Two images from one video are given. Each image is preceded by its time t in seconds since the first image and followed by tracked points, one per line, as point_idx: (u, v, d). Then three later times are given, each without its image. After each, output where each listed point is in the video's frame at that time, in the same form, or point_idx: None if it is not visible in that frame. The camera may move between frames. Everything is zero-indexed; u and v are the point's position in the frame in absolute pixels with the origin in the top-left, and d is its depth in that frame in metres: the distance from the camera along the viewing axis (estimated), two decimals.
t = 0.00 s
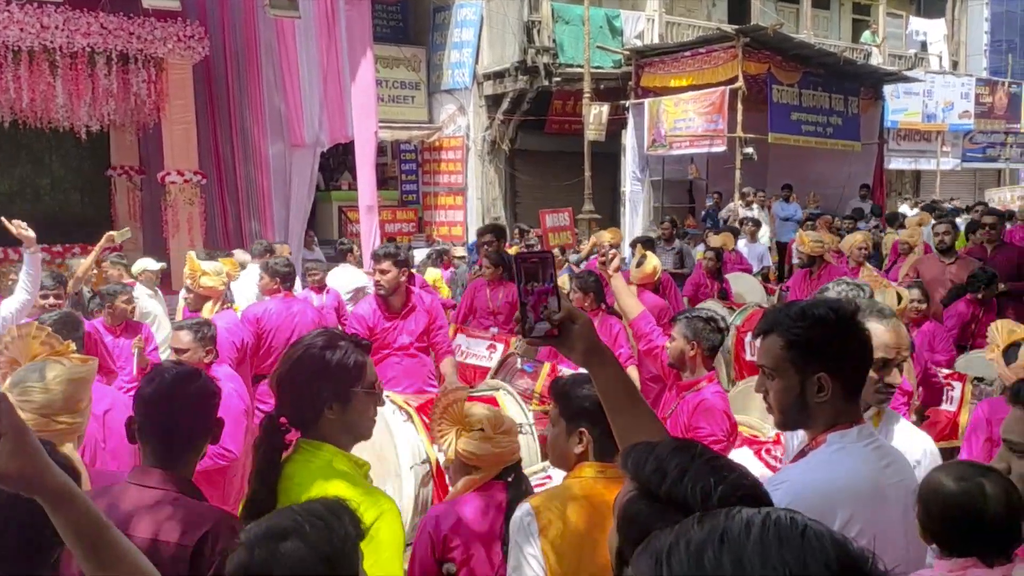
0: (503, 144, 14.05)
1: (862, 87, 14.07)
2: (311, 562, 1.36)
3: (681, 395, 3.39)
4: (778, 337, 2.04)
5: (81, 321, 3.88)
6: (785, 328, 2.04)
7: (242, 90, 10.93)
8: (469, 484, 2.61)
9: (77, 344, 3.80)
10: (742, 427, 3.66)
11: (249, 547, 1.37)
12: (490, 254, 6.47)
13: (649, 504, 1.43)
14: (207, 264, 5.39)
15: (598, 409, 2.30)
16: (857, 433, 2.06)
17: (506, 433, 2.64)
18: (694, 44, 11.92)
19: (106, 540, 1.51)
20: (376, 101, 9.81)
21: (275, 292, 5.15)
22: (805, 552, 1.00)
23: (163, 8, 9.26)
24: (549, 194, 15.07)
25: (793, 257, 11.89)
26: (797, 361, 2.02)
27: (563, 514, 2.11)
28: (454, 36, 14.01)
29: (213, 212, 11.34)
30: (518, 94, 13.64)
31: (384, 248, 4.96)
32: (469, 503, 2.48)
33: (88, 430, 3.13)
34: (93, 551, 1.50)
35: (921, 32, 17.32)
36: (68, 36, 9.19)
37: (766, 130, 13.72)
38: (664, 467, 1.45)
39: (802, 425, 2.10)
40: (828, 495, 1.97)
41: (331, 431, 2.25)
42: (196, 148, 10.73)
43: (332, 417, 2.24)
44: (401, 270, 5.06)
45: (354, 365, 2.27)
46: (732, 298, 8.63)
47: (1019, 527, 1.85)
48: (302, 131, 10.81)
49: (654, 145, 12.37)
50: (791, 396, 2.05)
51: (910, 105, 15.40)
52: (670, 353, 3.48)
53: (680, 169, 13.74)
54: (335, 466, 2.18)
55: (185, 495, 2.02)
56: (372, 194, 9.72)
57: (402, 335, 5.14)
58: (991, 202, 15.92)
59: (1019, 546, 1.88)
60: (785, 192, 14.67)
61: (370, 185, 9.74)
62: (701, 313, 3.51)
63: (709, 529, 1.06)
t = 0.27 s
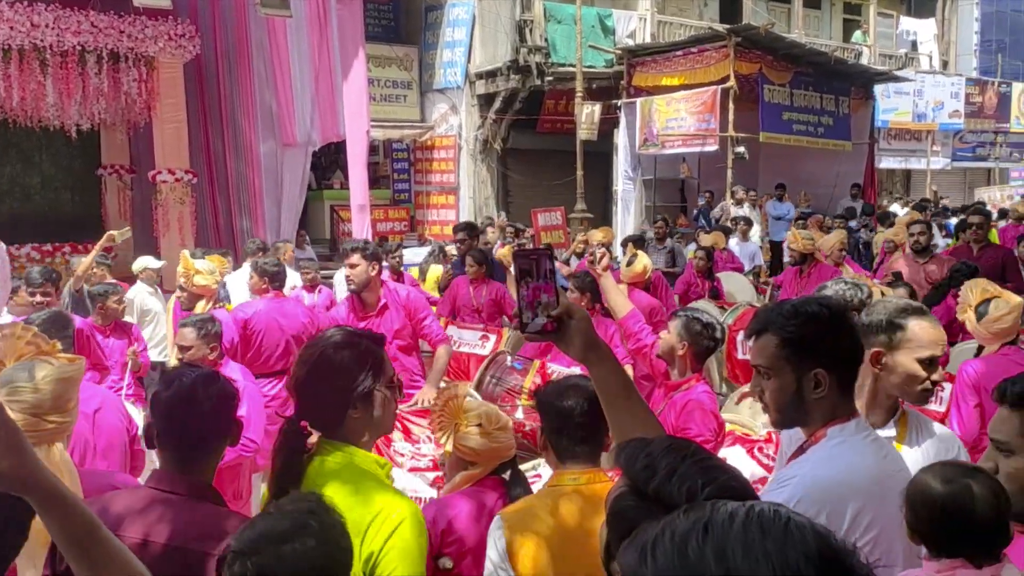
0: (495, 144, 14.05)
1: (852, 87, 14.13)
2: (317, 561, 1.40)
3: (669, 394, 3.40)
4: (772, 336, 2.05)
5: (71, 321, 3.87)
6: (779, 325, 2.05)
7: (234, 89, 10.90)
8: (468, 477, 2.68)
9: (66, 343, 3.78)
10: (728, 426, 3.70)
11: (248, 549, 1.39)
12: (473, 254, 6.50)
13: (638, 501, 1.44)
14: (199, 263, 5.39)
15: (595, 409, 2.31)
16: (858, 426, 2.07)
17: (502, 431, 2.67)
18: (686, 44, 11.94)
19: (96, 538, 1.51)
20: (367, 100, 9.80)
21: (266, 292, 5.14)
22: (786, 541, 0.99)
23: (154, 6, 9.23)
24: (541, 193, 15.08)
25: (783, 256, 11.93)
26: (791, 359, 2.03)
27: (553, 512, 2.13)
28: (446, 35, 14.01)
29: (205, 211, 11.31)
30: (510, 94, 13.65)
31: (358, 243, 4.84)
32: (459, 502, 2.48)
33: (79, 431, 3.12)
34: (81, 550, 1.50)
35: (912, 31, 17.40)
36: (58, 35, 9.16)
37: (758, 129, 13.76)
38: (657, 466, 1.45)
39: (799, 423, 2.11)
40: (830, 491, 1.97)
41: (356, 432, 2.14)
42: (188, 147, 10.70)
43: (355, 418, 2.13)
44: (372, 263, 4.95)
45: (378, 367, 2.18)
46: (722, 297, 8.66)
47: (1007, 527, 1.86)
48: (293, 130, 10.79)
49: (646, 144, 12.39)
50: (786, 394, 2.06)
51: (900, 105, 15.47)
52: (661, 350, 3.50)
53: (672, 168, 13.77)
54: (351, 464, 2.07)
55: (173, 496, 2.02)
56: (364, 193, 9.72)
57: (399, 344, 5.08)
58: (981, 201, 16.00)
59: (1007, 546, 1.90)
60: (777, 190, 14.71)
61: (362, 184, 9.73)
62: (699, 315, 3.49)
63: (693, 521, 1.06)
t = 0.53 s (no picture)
0: (491, 143, 14.04)
1: (848, 87, 14.14)
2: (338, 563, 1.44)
3: (667, 395, 3.40)
4: (764, 337, 2.05)
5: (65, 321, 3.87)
6: (770, 326, 2.05)
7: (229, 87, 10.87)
8: (435, 483, 2.82)
9: (57, 342, 3.77)
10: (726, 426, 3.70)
11: (257, 557, 1.40)
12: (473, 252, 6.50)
13: (632, 495, 1.44)
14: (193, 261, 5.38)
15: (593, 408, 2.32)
16: (854, 420, 2.09)
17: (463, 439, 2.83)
18: (682, 43, 11.94)
19: (87, 535, 1.50)
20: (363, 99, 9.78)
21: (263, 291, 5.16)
22: (772, 538, 0.99)
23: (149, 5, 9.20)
24: (538, 192, 15.08)
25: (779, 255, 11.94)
26: (786, 359, 2.03)
27: (550, 513, 2.10)
28: (442, 34, 14.00)
29: (200, 210, 11.28)
30: (506, 93, 13.64)
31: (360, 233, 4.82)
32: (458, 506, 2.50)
33: (74, 430, 3.11)
34: (70, 546, 1.48)
35: (907, 31, 17.42)
36: (52, 33, 9.14)
37: (754, 129, 13.78)
38: (654, 462, 1.45)
39: (796, 422, 2.11)
40: (839, 485, 1.96)
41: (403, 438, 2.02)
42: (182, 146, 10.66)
43: (402, 422, 2.01)
44: (376, 257, 4.88)
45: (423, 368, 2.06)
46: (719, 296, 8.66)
47: (1001, 526, 1.86)
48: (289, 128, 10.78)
49: (641, 143, 12.39)
50: (782, 393, 2.07)
51: (896, 104, 15.49)
52: (661, 349, 3.50)
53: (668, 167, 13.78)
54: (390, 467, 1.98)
55: (164, 496, 2.01)
56: (360, 192, 9.69)
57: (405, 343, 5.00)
58: (976, 200, 16.04)
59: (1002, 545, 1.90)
60: (773, 190, 14.74)
61: (358, 183, 9.71)
62: (700, 316, 3.49)
63: (682, 518, 1.06)
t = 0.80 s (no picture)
0: (492, 142, 14.02)
1: (849, 87, 14.14)
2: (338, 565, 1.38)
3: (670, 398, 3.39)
4: (772, 339, 2.03)
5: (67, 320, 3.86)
6: (781, 328, 2.04)
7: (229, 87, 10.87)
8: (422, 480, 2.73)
9: (59, 342, 3.76)
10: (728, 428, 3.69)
11: (258, 563, 1.34)
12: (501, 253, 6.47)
13: (642, 492, 1.43)
14: (191, 261, 5.38)
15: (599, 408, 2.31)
16: (857, 429, 2.07)
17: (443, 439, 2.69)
18: (682, 43, 11.94)
19: (83, 537, 1.50)
20: (363, 98, 9.77)
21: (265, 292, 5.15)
22: (779, 537, 0.98)
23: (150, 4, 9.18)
24: (539, 192, 15.06)
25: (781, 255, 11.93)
26: (793, 362, 2.01)
27: (551, 543, 1.98)
28: (442, 34, 14.00)
29: (201, 209, 11.26)
30: (507, 93, 13.63)
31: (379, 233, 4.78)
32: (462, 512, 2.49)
33: (77, 431, 3.10)
34: (64, 548, 1.48)
35: (908, 31, 17.42)
36: (53, 33, 9.14)
37: (754, 129, 13.78)
38: (665, 463, 1.45)
39: (800, 425, 2.08)
40: (837, 494, 1.94)
41: (456, 443, 1.93)
42: (183, 145, 10.65)
43: (456, 426, 1.91)
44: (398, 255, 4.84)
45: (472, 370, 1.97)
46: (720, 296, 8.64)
47: (1006, 527, 1.86)
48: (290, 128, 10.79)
49: (642, 143, 12.38)
50: (786, 396, 2.04)
51: (896, 105, 15.47)
52: (664, 351, 3.49)
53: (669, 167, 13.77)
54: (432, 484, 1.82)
55: (168, 495, 2.00)
56: (360, 191, 9.68)
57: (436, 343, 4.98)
58: (978, 200, 16.02)
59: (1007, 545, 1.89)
60: (773, 190, 14.72)
61: (358, 182, 9.70)
62: (703, 319, 3.48)
63: (689, 520, 1.05)
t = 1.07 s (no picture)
0: (494, 141, 14.04)
1: (852, 86, 14.14)
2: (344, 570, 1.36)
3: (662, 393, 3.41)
4: (762, 346, 1.91)
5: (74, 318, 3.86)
6: (774, 334, 1.90)
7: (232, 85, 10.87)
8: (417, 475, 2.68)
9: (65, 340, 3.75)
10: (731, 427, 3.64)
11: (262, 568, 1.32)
12: (514, 252, 6.46)
13: (667, 491, 1.44)
14: (191, 259, 5.38)
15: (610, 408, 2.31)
16: (850, 439, 1.91)
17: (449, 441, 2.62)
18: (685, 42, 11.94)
19: (91, 537, 1.49)
20: (366, 97, 9.75)
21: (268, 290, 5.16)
22: (802, 538, 0.99)
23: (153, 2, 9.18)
24: (540, 191, 15.08)
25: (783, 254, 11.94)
26: (783, 370, 1.89)
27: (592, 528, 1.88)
28: (444, 32, 14.00)
29: (204, 208, 11.25)
30: (509, 91, 13.64)
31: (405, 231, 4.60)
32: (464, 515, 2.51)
33: (83, 428, 3.11)
34: (72, 548, 1.47)
35: (910, 30, 17.41)
36: (56, 30, 9.13)
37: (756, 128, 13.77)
38: (690, 463, 1.44)
39: (789, 433, 1.96)
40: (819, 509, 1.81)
41: (489, 437, 1.85)
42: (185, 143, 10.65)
43: (493, 422, 1.85)
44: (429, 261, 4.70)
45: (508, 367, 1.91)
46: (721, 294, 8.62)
47: (1018, 527, 1.86)
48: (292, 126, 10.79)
49: (644, 142, 12.39)
50: (776, 404, 1.92)
51: (899, 104, 15.47)
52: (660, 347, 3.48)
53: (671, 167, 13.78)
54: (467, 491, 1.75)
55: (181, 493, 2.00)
56: (363, 189, 9.67)
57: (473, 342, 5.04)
58: (979, 200, 16.02)
59: (1020, 545, 1.89)
60: (775, 188, 14.73)
61: (361, 180, 9.69)
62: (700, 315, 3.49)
63: (707, 521, 1.05)
